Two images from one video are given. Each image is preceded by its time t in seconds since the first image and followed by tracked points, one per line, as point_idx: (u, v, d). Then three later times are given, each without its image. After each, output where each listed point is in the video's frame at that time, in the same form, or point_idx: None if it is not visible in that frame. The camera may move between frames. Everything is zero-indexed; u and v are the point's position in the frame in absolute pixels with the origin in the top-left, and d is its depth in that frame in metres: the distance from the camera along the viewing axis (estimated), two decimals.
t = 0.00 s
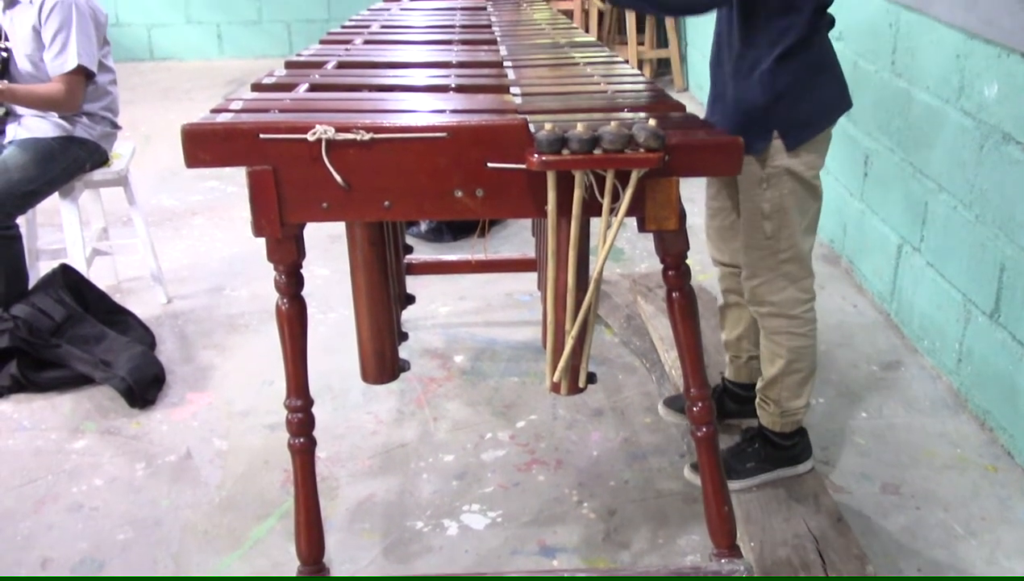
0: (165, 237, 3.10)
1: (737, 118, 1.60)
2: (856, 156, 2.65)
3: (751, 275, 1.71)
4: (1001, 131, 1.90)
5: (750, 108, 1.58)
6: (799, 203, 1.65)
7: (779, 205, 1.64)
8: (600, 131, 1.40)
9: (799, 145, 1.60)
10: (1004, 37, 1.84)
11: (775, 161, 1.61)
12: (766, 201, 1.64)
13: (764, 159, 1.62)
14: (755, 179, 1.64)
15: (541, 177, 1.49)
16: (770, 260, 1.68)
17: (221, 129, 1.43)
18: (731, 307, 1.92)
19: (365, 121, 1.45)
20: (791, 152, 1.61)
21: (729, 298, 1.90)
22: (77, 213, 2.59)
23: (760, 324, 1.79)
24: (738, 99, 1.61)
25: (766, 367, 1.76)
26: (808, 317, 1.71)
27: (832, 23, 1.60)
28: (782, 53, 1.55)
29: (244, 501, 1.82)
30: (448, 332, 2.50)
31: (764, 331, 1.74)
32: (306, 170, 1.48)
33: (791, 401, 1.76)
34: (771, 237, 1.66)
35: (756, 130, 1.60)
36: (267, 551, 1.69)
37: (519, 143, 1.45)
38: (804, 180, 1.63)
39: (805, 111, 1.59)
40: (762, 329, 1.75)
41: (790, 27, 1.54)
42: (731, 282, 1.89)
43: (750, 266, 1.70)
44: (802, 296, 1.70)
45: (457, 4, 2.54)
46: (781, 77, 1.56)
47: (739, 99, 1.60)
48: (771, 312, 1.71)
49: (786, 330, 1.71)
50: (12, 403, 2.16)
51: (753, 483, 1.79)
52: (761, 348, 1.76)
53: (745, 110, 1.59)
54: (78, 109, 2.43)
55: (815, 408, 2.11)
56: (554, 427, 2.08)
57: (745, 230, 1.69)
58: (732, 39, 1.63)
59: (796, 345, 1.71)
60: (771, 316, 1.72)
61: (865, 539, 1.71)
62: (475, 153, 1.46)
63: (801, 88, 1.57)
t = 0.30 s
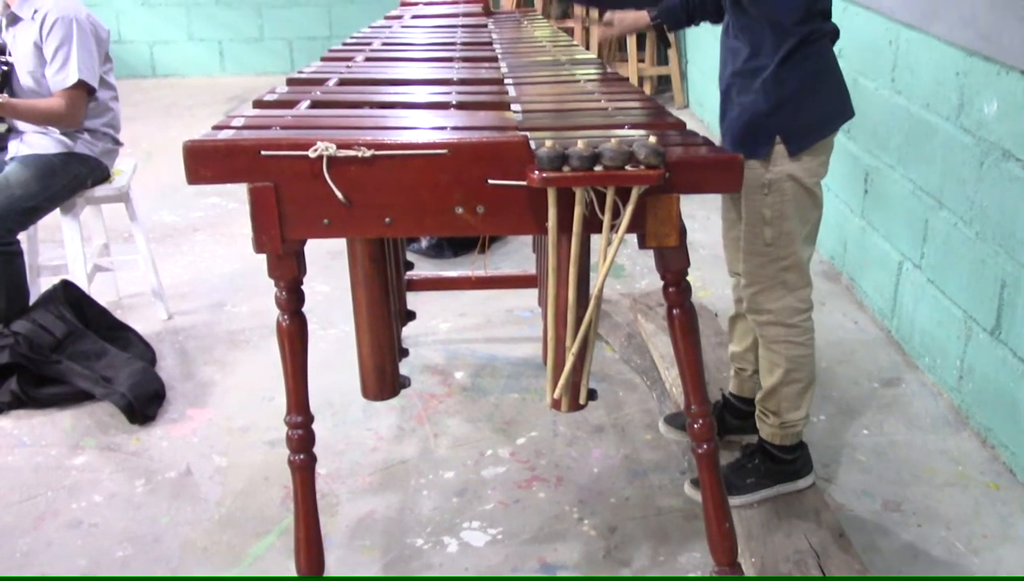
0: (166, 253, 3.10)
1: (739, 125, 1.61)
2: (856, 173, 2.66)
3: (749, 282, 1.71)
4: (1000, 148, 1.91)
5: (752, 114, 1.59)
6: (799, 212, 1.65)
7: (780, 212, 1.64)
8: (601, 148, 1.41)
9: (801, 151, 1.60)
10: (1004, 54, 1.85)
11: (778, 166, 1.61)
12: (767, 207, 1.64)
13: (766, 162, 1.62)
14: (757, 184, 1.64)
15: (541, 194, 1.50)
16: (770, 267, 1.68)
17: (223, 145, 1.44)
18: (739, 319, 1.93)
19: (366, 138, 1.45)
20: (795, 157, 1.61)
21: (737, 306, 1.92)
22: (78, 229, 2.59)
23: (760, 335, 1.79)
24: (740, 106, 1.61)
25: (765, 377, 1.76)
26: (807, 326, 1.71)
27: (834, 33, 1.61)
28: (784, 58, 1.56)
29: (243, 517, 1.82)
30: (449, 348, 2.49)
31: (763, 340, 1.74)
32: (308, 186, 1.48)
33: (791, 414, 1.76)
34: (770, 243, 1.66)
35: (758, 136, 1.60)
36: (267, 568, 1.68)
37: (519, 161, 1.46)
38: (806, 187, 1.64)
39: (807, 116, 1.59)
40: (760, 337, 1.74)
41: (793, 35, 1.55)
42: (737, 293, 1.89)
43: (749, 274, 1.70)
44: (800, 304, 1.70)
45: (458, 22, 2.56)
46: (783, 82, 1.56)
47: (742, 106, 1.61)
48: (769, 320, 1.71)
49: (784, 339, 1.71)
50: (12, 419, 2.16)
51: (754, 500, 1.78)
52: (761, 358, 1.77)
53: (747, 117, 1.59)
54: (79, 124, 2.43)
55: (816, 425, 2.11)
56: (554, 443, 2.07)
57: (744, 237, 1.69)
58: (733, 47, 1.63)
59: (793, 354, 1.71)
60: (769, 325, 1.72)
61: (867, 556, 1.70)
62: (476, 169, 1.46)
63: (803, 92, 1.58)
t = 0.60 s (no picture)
0: (167, 269, 3.10)
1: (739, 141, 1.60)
2: (856, 190, 2.66)
3: (750, 296, 1.71)
4: (1000, 165, 1.91)
5: (751, 130, 1.58)
6: (801, 226, 1.65)
7: (780, 225, 1.64)
8: (601, 164, 1.41)
9: (802, 163, 1.61)
10: (1003, 72, 1.85)
11: (778, 180, 1.61)
12: (767, 221, 1.65)
13: (767, 175, 1.62)
14: (758, 198, 1.64)
15: (541, 211, 1.50)
16: (770, 281, 1.68)
17: (225, 162, 1.44)
18: (743, 333, 1.94)
19: (368, 155, 1.45)
20: (796, 171, 1.61)
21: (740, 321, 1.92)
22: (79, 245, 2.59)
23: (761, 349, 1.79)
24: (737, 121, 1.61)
25: (766, 392, 1.76)
26: (808, 340, 1.71)
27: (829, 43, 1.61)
28: (779, 72, 1.55)
29: (243, 534, 1.81)
30: (449, 365, 2.49)
31: (764, 355, 1.74)
32: (309, 203, 1.48)
33: (791, 429, 1.76)
34: (771, 257, 1.66)
35: (758, 151, 1.60)
36: None
37: (520, 177, 1.46)
38: (807, 202, 1.64)
39: (805, 128, 1.59)
40: (761, 350, 1.74)
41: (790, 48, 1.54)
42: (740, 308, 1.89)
43: (750, 287, 1.71)
44: (801, 319, 1.70)
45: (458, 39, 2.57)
46: (779, 96, 1.56)
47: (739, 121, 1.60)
48: (770, 334, 1.71)
49: (785, 353, 1.71)
50: (11, 435, 2.15)
51: (755, 517, 1.78)
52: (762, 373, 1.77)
53: (747, 132, 1.59)
54: (80, 141, 2.43)
55: (816, 442, 2.11)
56: (555, 460, 2.07)
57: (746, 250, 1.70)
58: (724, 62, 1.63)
59: (794, 368, 1.71)
60: (769, 339, 1.72)
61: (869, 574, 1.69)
62: (476, 186, 1.46)
63: (800, 105, 1.58)
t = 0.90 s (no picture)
0: (167, 285, 3.11)
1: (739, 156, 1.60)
2: (856, 206, 2.67)
3: (749, 312, 1.71)
4: (999, 182, 1.92)
5: (751, 145, 1.58)
6: (798, 240, 1.65)
7: (779, 240, 1.64)
8: (601, 181, 1.41)
9: (801, 178, 1.61)
10: (1002, 89, 1.86)
11: (778, 195, 1.61)
12: (766, 236, 1.64)
13: (766, 191, 1.62)
14: (756, 213, 1.64)
15: (542, 228, 1.50)
16: (769, 296, 1.68)
17: (226, 178, 1.45)
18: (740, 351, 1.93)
19: (368, 171, 1.46)
20: (795, 186, 1.61)
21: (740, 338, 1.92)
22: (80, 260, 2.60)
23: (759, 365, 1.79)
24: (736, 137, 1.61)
25: (766, 409, 1.76)
26: (805, 355, 1.71)
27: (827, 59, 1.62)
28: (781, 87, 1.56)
29: (242, 551, 1.80)
30: (450, 381, 2.49)
31: (763, 371, 1.74)
32: (310, 219, 1.49)
33: (792, 444, 1.75)
34: (770, 273, 1.66)
35: (758, 165, 1.60)
36: None
37: (520, 194, 1.46)
38: (805, 215, 1.64)
39: (806, 142, 1.59)
40: (761, 366, 1.74)
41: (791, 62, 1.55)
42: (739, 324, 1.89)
43: (748, 302, 1.70)
44: (799, 333, 1.70)
45: (460, 56, 2.58)
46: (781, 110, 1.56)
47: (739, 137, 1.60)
48: (769, 350, 1.71)
49: (785, 368, 1.71)
50: (10, 451, 2.15)
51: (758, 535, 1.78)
52: (763, 389, 1.76)
53: (747, 145, 1.59)
54: (84, 157, 2.43)
55: (817, 459, 2.10)
56: (555, 477, 2.06)
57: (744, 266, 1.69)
58: (723, 78, 1.65)
59: (794, 383, 1.71)
60: (769, 354, 1.71)
61: None
62: (476, 203, 1.46)
63: (801, 119, 1.58)
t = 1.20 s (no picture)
0: (167, 300, 3.11)
1: (747, 184, 1.57)
2: (855, 223, 2.67)
3: (755, 339, 1.70)
4: (998, 198, 1.92)
5: (761, 171, 1.56)
6: (804, 267, 1.65)
7: (786, 268, 1.64)
8: (601, 198, 1.41)
9: (808, 206, 1.60)
10: (1000, 106, 1.86)
11: (785, 225, 1.61)
12: (773, 265, 1.64)
13: (774, 220, 1.61)
14: (763, 241, 1.63)
15: (542, 244, 1.50)
16: (776, 324, 1.68)
17: (227, 194, 1.45)
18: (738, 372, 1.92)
19: (369, 187, 1.46)
20: (802, 216, 1.61)
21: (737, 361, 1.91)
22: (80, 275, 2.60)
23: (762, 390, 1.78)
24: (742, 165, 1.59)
25: (771, 435, 1.75)
26: (810, 381, 1.71)
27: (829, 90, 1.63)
28: (792, 118, 1.57)
29: (240, 567, 1.80)
30: (449, 397, 2.49)
31: (768, 397, 1.73)
32: (310, 235, 1.49)
33: (798, 468, 1.75)
34: (777, 300, 1.66)
35: (766, 193, 1.58)
36: None
37: (520, 210, 1.46)
38: (811, 242, 1.64)
39: (812, 172, 1.60)
40: (766, 392, 1.74)
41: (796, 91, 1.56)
42: (737, 346, 1.88)
43: (753, 330, 1.70)
44: (804, 360, 1.70)
45: (460, 73, 2.59)
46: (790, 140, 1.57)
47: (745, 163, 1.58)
48: (774, 377, 1.71)
49: (791, 395, 1.71)
50: (9, 467, 2.15)
51: (764, 558, 1.80)
52: (767, 416, 1.75)
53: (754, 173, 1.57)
54: (85, 173, 2.44)
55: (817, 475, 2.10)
56: (555, 493, 2.06)
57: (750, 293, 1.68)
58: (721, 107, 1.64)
59: (800, 410, 1.71)
60: (775, 382, 1.71)
61: None
62: (476, 219, 1.47)
63: (809, 150, 1.59)
